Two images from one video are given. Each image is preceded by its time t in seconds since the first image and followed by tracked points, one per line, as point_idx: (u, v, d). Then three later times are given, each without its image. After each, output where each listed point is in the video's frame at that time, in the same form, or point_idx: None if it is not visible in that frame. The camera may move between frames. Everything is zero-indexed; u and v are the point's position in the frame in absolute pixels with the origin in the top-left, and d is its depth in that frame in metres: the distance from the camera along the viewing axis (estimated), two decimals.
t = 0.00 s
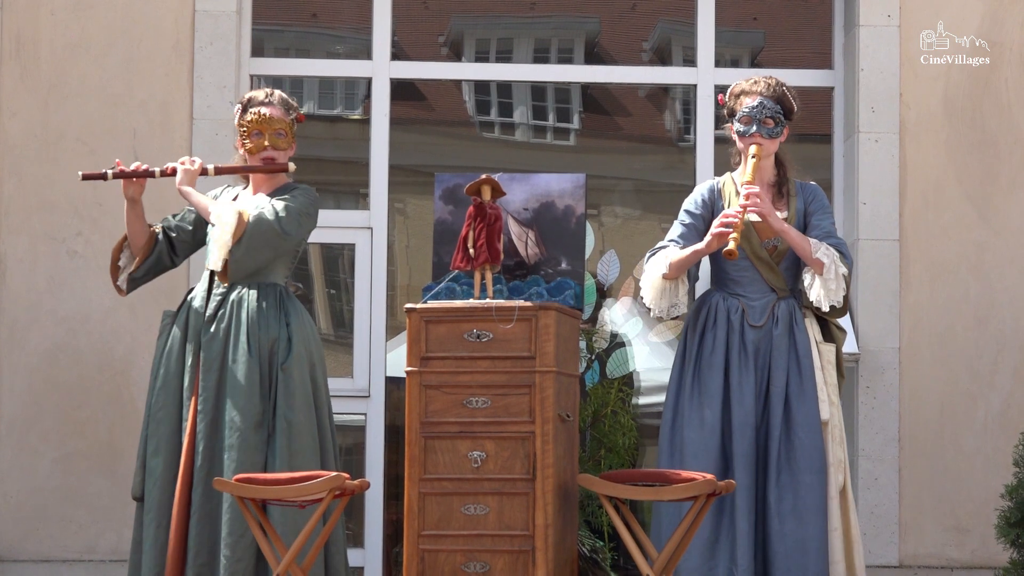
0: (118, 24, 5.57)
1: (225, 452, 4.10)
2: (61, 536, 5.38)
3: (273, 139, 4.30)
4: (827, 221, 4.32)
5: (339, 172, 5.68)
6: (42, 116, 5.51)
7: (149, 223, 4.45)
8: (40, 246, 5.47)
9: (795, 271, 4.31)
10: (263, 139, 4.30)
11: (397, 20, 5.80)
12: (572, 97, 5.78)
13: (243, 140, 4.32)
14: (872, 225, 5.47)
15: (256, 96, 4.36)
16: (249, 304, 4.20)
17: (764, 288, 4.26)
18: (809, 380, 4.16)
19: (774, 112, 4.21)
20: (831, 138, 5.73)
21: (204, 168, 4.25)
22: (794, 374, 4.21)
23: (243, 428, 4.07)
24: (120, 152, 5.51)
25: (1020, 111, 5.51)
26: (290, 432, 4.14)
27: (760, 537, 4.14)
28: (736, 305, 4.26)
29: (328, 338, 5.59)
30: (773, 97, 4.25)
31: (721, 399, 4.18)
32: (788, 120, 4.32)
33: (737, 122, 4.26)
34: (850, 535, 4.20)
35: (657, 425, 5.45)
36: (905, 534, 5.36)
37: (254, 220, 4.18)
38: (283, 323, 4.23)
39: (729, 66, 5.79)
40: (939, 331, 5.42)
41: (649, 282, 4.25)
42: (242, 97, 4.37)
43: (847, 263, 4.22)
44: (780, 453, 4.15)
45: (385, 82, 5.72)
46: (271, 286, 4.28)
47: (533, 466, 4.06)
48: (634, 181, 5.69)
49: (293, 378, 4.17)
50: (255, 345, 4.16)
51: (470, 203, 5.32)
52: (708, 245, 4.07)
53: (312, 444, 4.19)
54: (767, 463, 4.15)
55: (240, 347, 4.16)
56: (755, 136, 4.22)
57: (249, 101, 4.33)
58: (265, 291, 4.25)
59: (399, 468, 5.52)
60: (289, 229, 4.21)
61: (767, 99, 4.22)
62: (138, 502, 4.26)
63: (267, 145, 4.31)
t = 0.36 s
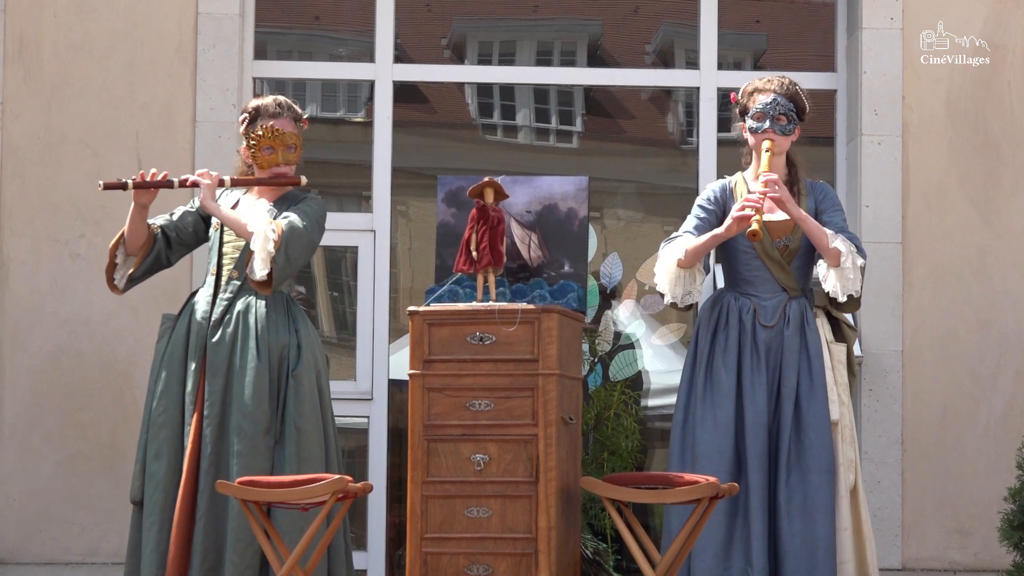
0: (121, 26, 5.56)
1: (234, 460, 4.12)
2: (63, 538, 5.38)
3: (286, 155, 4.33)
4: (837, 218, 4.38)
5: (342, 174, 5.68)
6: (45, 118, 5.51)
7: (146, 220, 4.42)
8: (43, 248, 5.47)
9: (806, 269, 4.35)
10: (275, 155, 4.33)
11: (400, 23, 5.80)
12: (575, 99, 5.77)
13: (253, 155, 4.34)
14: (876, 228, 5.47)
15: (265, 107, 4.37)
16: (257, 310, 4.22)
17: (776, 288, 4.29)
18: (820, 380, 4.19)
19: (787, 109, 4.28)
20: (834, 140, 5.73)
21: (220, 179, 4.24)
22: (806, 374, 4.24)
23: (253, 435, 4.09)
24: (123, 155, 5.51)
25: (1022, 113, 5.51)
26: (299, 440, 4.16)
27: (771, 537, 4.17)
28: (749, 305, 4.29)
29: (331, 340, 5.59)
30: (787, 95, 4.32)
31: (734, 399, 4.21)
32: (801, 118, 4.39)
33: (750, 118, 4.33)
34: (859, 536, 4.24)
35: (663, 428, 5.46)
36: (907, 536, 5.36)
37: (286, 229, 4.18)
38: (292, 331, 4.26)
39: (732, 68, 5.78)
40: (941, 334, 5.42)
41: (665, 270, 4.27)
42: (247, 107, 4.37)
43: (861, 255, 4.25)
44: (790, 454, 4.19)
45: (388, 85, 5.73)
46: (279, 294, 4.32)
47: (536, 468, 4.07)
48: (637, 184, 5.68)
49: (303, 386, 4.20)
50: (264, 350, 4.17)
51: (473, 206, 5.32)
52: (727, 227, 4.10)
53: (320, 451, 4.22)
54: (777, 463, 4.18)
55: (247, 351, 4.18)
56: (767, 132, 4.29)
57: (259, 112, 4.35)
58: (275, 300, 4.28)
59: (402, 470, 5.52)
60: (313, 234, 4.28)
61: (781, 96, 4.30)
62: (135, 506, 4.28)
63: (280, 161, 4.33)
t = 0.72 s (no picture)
0: (122, 28, 5.57)
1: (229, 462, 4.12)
2: (63, 540, 5.38)
3: (287, 163, 4.34)
4: (846, 225, 4.37)
5: (343, 176, 5.68)
6: (46, 120, 5.52)
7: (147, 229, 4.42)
8: (43, 250, 5.47)
9: (813, 275, 4.34)
10: (276, 162, 4.34)
11: (401, 24, 5.80)
12: (576, 101, 5.77)
13: (254, 161, 4.35)
14: (877, 229, 5.47)
15: (265, 113, 4.37)
16: (257, 314, 4.23)
17: (780, 292, 4.30)
18: (824, 384, 4.19)
19: (791, 117, 4.29)
20: (834, 142, 5.73)
21: (220, 190, 4.26)
22: (809, 378, 4.24)
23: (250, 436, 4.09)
24: (124, 156, 5.52)
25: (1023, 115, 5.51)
26: (296, 444, 4.17)
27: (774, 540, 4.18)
28: (753, 309, 4.30)
29: (332, 342, 5.59)
30: (791, 101, 4.32)
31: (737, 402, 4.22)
32: (807, 123, 4.39)
33: (755, 125, 4.34)
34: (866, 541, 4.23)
35: (666, 429, 5.48)
36: (908, 538, 5.36)
37: (284, 239, 4.18)
38: (291, 334, 4.27)
39: (733, 70, 5.78)
40: (942, 336, 5.42)
41: (669, 284, 4.30)
42: (246, 113, 4.39)
43: (866, 267, 4.24)
44: (793, 458, 4.19)
45: (389, 87, 5.73)
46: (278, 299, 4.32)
47: (537, 470, 4.07)
48: (638, 186, 5.68)
49: (300, 388, 4.20)
50: (262, 353, 4.18)
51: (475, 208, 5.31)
52: (726, 245, 4.10)
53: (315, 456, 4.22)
54: (780, 467, 4.19)
55: (246, 353, 4.18)
56: (771, 140, 4.30)
57: (259, 119, 4.35)
58: (275, 305, 4.28)
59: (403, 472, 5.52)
60: (312, 243, 4.26)
61: (786, 104, 4.30)
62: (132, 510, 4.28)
63: (280, 169, 4.34)
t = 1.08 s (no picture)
0: (121, 29, 5.57)
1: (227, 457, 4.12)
2: (63, 541, 5.38)
3: (280, 159, 4.34)
4: (842, 222, 4.38)
5: (342, 177, 5.68)
6: (45, 121, 5.52)
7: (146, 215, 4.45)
8: (43, 252, 5.47)
9: (809, 274, 4.34)
10: (270, 158, 4.34)
11: (401, 26, 5.80)
12: (576, 102, 5.77)
13: (248, 157, 4.35)
14: (877, 231, 5.46)
15: (260, 109, 4.37)
16: (254, 313, 4.22)
17: (777, 291, 4.30)
18: (817, 383, 4.19)
19: (790, 114, 4.29)
20: (834, 144, 5.73)
21: (212, 185, 4.25)
22: (803, 376, 4.23)
23: (247, 435, 4.09)
24: (123, 158, 5.52)
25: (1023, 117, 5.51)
26: (293, 441, 4.16)
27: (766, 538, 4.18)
28: (749, 308, 4.31)
29: (331, 344, 5.59)
30: (789, 100, 4.33)
31: (731, 402, 4.23)
32: (806, 122, 4.40)
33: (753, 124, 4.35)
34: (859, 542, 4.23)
35: (664, 431, 5.47)
36: (907, 540, 5.36)
37: (273, 230, 4.17)
38: (288, 333, 4.26)
39: (733, 71, 5.78)
40: (942, 337, 5.42)
41: (661, 274, 4.31)
42: (243, 109, 4.40)
43: (861, 260, 4.23)
44: (786, 456, 4.19)
45: (389, 88, 5.73)
46: (274, 295, 4.30)
47: (536, 472, 4.08)
48: (637, 187, 5.68)
49: (297, 385, 4.20)
50: (259, 351, 4.18)
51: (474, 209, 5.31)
52: (717, 233, 4.13)
53: (313, 453, 4.21)
54: (772, 466, 4.19)
55: (243, 353, 4.18)
56: (770, 137, 4.31)
57: (255, 115, 4.36)
58: (269, 301, 4.26)
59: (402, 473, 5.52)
60: (304, 234, 4.24)
61: (783, 101, 4.31)
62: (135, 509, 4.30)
63: (274, 164, 4.34)
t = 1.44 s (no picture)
0: (122, 30, 5.57)
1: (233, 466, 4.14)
2: (63, 543, 5.38)
3: (276, 149, 4.34)
4: (840, 222, 4.40)
5: (342, 179, 5.68)
6: (46, 122, 5.52)
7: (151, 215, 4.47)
8: (43, 252, 5.47)
9: (807, 275, 4.37)
10: (266, 147, 4.35)
11: (401, 27, 5.79)
12: (576, 104, 5.77)
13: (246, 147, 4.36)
14: (877, 233, 5.46)
15: (260, 102, 4.38)
16: (254, 313, 4.26)
17: (776, 291, 4.31)
18: (816, 383, 4.20)
19: (790, 114, 4.30)
20: (834, 146, 5.73)
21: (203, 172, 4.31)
22: (802, 377, 4.25)
23: (250, 438, 4.12)
24: (124, 159, 5.52)
25: None
26: (296, 442, 4.19)
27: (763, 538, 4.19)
28: (748, 308, 4.31)
29: (331, 345, 5.59)
30: (788, 100, 4.34)
31: (732, 403, 4.23)
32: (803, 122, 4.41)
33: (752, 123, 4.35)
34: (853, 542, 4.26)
35: (664, 433, 5.46)
36: (908, 542, 5.35)
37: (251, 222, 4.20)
38: (289, 333, 4.28)
39: (733, 73, 5.78)
40: (942, 339, 5.42)
41: (663, 271, 4.30)
42: (244, 102, 4.41)
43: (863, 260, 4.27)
44: (785, 456, 4.20)
45: (389, 90, 5.73)
46: (275, 294, 4.34)
47: (536, 473, 4.08)
48: (637, 189, 5.68)
49: (298, 386, 4.22)
50: (259, 352, 4.21)
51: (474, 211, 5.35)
52: (725, 229, 4.13)
53: (318, 452, 4.23)
54: (771, 467, 4.19)
55: (244, 357, 4.21)
56: (769, 137, 4.31)
57: (254, 106, 4.36)
58: (268, 300, 4.31)
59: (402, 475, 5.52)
60: (291, 228, 4.25)
61: (783, 100, 4.31)
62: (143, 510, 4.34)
63: (269, 155, 4.34)
